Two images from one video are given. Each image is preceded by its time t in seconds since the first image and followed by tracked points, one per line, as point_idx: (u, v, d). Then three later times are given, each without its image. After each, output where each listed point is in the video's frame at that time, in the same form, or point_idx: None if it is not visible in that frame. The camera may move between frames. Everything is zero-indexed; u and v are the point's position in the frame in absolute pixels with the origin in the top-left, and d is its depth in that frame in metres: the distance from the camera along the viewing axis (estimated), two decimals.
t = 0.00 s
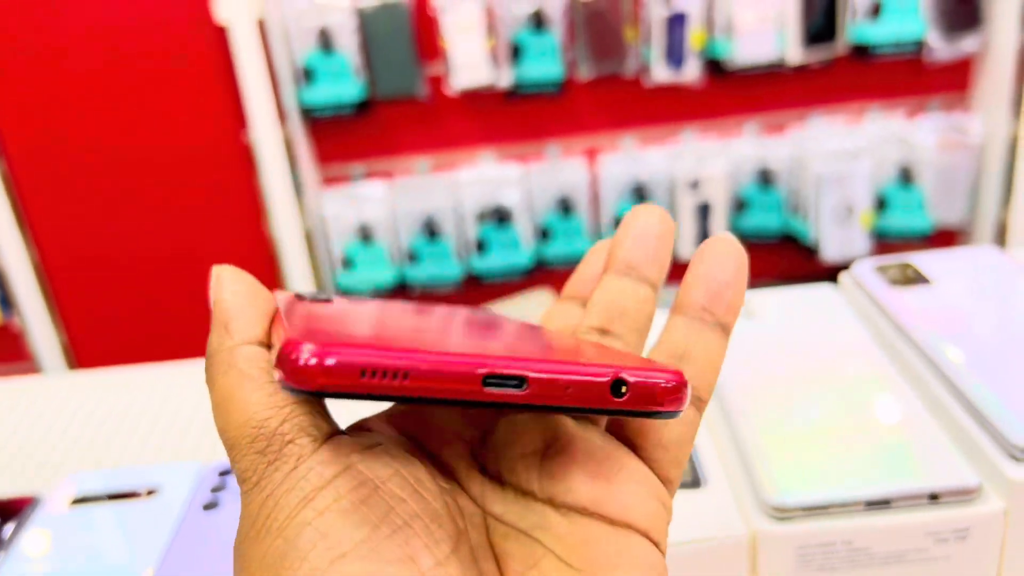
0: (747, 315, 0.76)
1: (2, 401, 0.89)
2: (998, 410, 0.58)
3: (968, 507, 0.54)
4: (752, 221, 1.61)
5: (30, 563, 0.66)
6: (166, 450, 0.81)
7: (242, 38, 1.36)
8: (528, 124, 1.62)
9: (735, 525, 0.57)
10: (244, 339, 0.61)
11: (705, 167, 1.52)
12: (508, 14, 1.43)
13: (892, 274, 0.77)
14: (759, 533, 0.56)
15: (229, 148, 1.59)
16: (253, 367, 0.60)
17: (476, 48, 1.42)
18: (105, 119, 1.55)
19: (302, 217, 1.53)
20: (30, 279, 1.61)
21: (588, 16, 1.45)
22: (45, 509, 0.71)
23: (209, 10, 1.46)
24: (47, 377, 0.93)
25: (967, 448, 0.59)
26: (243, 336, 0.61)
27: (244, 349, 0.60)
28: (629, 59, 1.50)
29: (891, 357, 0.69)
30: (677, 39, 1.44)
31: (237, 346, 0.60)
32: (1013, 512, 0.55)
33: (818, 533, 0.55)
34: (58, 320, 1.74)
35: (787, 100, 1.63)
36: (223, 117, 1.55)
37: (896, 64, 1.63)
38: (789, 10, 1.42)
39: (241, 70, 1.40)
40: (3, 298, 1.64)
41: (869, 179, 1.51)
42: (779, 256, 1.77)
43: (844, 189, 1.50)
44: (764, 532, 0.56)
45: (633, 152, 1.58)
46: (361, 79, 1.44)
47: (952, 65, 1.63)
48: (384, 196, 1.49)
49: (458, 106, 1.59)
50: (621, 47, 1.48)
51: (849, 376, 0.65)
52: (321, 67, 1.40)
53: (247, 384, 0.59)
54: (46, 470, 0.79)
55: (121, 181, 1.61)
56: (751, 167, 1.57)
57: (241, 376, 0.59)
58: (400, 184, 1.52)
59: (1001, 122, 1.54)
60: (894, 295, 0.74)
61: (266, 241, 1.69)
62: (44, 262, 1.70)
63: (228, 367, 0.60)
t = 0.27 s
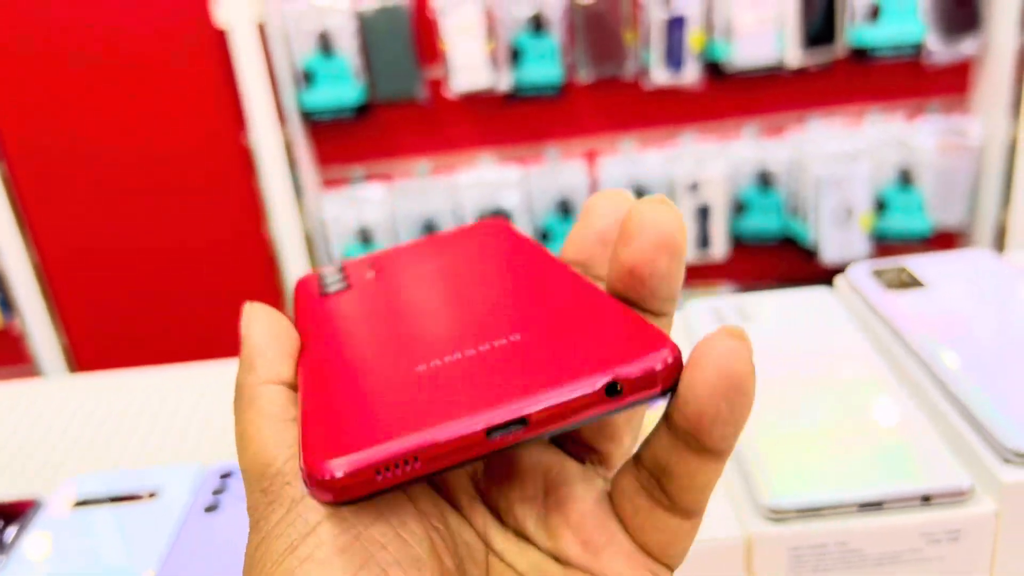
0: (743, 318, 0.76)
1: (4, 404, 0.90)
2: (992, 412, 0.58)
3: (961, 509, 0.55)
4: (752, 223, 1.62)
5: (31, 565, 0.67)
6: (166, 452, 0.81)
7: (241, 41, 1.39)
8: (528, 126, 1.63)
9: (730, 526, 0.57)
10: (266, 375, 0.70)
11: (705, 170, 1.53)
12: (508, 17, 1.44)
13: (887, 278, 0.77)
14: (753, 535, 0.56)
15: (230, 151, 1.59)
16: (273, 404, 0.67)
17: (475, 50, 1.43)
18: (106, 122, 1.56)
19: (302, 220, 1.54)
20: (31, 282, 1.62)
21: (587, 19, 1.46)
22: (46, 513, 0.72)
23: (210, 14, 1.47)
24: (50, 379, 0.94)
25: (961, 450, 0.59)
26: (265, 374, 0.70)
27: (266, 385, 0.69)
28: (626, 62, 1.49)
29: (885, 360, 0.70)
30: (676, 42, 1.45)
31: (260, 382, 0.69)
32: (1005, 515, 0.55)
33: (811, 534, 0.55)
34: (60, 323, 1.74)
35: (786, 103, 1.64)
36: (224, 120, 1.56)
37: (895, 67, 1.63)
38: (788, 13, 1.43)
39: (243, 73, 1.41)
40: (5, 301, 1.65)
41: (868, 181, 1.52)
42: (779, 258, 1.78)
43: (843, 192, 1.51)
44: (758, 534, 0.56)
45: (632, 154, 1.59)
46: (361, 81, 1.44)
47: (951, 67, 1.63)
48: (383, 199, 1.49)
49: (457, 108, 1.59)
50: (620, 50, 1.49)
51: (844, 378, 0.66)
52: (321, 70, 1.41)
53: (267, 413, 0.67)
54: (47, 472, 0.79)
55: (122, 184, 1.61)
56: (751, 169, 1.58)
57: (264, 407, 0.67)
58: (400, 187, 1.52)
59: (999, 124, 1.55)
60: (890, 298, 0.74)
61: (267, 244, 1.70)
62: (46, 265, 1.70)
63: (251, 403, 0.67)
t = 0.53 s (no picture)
0: (738, 320, 0.78)
1: (11, 407, 0.91)
2: (983, 415, 0.59)
3: (952, 510, 0.56)
4: (751, 227, 1.64)
5: (38, 566, 0.68)
6: (171, 454, 0.82)
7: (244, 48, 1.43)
8: (528, 131, 1.64)
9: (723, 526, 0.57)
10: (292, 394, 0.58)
11: (704, 173, 1.54)
12: (508, 23, 1.45)
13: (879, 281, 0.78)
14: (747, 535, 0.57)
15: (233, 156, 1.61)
16: (303, 436, 0.59)
17: (475, 56, 1.44)
18: (110, 128, 1.57)
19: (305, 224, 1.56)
20: (36, 286, 1.63)
21: (587, 25, 1.47)
22: (53, 514, 0.73)
23: (213, 20, 1.48)
24: (55, 383, 0.95)
25: (952, 451, 0.60)
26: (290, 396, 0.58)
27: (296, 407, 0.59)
28: (627, 68, 1.52)
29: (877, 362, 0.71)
30: (674, 48, 1.46)
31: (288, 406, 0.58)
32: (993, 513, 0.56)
33: (804, 534, 0.56)
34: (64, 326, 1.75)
35: (783, 108, 1.65)
36: (227, 126, 1.57)
37: (891, 72, 1.64)
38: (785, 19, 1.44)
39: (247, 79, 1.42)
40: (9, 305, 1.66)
41: (865, 185, 1.53)
42: (777, 262, 1.79)
43: (840, 196, 1.52)
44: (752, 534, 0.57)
45: (632, 158, 1.60)
46: (362, 87, 1.44)
47: (947, 73, 1.64)
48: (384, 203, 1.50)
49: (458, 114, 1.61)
50: (619, 56, 1.50)
51: (837, 380, 0.67)
52: (323, 76, 1.42)
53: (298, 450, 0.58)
54: (54, 474, 0.81)
55: (126, 189, 1.63)
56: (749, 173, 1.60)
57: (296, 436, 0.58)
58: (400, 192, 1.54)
59: (995, 129, 1.56)
60: (884, 302, 0.75)
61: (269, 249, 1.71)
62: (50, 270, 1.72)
63: (274, 436, 0.58)
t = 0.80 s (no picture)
0: (736, 323, 0.79)
1: (17, 409, 0.92)
2: (978, 416, 0.60)
3: (946, 510, 0.56)
4: (751, 229, 1.65)
5: (43, 566, 0.69)
6: (175, 456, 0.83)
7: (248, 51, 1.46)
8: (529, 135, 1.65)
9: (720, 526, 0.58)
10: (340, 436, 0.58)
11: (704, 176, 1.55)
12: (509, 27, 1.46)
13: (876, 284, 0.79)
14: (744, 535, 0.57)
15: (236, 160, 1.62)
16: (347, 478, 0.59)
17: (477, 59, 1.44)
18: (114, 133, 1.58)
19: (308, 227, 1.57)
20: (40, 289, 1.64)
21: (587, 29, 1.48)
22: (58, 516, 0.74)
23: (217, 25, 1.50)
24: (61, 387, 0.96)
25: (947, 452, 0.61)
26: (337, 438, 0.58)
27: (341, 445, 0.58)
28: (628, 72, 1.53)
29: (874, 364, 0.71)
30: (675, 51, 1.47)
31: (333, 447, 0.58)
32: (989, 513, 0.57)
33: (800, 534, 0.57)
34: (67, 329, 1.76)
35: (783, 112, 1.66)
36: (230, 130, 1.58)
37: (890, 75, 1.65)
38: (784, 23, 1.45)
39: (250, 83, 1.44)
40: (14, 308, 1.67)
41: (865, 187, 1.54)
42: (777, 265, 1.80)
43: (840, 199, 1.53)
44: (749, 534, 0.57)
45: (632, 161, 1.61)
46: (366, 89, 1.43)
47: (946, 76, 1.65)
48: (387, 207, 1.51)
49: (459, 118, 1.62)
50: (620, 60, 1.51)
51: (834, 382, 0.68)
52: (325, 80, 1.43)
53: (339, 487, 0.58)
54: (60, 476, 0.81)
55: (130, 194, 1.64)
56: (749, 175, 1.61)
57: (338, 474, 0.58)
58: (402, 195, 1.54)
59: (994, 132, 1.57)
60: (882, 304, 0.76)
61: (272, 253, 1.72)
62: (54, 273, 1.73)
63: (320, 477, 0.58)
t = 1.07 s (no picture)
0: (736, 324, 0.79)
1: (21, 410, 0.92)
2: (977, 417, 0.60)
3: (945, 510, 0.57)
4: (751, 231, 1.65)
5: (46, 568, 0.69)
6: (177, 458, 0.84)
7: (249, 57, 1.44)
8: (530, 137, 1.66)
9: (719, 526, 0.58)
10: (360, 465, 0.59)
11: (705, 178, 1.55)
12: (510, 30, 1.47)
13: (875, 285, 0.79)
14: (743, 535, 0.58)
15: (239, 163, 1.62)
16: (367, 502, 0.60)
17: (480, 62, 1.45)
18: (116, 136, 1.59)
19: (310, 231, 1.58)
20: (43, 292, 1.65)
21: (588, 31, 1.49)
22: (60, 518, 0.74)
23: (219, 28, 1.50)
24: (64, 389, 0.97)
25: (946, 452, 0.61)
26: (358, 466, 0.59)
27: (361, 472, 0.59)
28: (629, 74, 1.53)
29: (874, 365, 0.72)
30: (676, 53, 1.48)
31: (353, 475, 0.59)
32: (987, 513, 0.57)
33: (799, 534, 0.57)
34: (70, 332, 1.77)
35: (784, 113, 1.66)
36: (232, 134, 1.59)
37: (891, 76, 1.65)
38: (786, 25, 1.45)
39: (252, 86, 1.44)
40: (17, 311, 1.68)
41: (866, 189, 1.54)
42: (779, 267, 1.80)
43: (840, 200, 1.53)
44: (747, 534, 0.57)
45: (633, 163, 1.62)
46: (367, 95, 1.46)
47: (947, 77, 1.65)
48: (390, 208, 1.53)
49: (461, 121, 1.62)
50: (621, 63, 1.51)
51: (833, 382, 0.68)
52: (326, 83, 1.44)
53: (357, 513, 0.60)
54: (63, 478, 0.82)
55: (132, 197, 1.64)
56: (749, 177, 1.61)
57: (357, 499, 0.60)
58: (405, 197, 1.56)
59: (995, 134, 1.57)
60: (882, 305, 0.76)
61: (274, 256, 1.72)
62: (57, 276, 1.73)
63: (340, 499, 0.60)
